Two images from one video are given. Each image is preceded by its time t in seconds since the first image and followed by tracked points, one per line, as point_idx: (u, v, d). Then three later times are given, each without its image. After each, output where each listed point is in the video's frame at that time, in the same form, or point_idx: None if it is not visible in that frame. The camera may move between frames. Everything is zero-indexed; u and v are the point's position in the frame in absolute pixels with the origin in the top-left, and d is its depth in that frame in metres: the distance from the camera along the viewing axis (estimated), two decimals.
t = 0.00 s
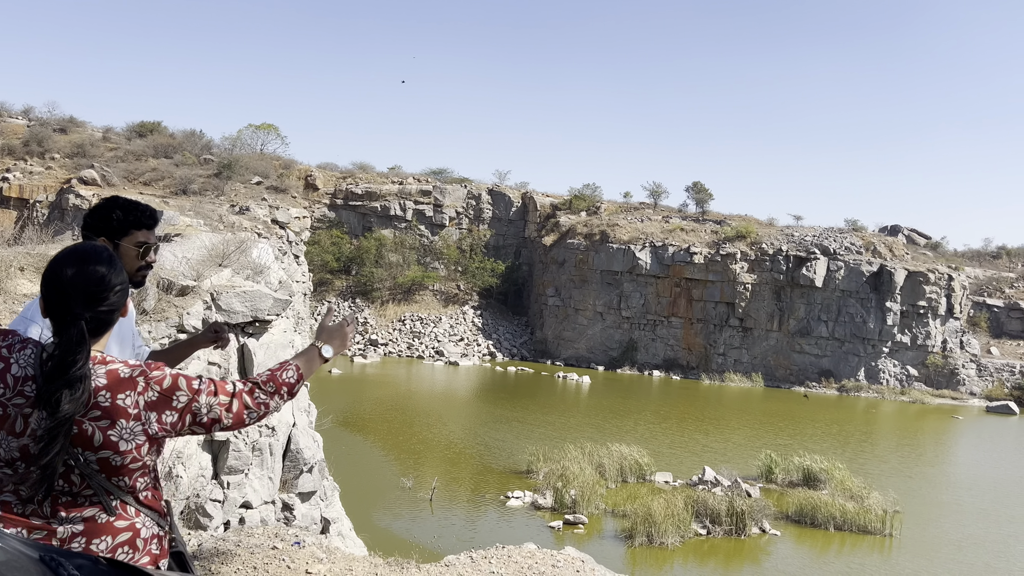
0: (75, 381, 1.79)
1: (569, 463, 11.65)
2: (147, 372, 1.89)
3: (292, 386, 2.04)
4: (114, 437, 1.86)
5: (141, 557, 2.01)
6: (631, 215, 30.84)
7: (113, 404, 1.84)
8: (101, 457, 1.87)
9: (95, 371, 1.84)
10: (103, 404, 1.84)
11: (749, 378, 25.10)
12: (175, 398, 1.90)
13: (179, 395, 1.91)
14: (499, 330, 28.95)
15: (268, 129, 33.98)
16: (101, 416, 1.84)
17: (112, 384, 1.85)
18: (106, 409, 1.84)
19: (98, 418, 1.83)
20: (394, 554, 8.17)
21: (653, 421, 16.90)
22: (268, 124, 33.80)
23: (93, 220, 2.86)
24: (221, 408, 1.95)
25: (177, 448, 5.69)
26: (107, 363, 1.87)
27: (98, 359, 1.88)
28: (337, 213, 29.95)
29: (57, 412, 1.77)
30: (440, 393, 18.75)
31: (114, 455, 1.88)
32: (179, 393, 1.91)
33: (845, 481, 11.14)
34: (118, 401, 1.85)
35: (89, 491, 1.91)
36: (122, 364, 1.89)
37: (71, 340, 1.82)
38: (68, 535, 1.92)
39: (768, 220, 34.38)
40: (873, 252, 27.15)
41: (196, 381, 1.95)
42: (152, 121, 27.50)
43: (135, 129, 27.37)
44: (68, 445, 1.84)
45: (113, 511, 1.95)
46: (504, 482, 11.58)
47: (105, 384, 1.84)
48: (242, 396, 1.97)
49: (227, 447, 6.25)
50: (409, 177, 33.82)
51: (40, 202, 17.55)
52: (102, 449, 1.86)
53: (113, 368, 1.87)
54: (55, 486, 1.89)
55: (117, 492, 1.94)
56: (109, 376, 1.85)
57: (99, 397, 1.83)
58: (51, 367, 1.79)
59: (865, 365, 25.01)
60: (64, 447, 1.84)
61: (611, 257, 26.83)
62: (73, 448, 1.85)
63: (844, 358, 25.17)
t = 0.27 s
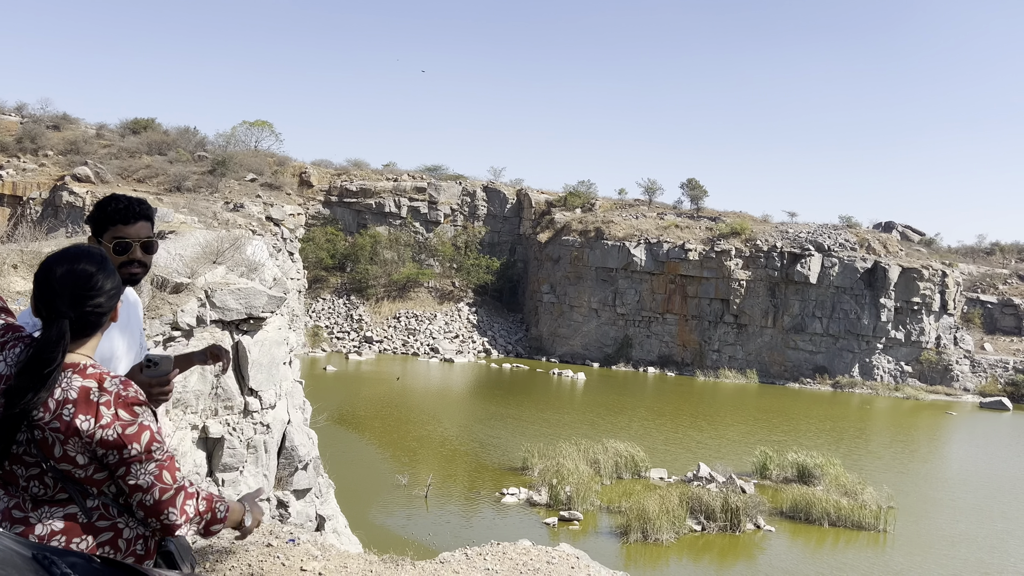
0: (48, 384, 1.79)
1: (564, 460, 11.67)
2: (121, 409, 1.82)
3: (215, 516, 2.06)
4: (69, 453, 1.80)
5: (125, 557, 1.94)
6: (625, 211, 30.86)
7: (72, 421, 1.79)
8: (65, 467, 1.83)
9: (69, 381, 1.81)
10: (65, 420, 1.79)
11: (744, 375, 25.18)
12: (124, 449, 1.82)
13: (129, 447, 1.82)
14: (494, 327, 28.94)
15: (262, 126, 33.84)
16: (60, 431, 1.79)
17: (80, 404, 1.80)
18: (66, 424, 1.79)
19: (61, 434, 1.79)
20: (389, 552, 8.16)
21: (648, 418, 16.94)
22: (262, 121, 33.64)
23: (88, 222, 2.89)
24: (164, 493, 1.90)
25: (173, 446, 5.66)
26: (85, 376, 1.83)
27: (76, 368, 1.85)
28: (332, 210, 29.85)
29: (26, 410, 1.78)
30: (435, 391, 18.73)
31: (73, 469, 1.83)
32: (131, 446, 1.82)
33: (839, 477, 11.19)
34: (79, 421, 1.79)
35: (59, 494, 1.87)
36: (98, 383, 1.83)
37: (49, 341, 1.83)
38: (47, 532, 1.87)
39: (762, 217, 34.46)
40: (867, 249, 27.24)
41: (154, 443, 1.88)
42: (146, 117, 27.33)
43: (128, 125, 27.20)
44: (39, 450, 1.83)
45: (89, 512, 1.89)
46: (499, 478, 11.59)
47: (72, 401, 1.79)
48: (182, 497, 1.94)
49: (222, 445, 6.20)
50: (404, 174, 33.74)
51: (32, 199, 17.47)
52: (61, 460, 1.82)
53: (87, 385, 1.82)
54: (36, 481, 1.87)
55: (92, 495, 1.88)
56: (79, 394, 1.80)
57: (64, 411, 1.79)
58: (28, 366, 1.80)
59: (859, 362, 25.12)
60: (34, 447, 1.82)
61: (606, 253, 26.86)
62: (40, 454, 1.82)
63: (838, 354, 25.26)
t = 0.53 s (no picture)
0: (72, 374, 1.80)
1: (572, 458, 11.67)
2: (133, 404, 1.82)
3: (187, 547, 1.95)
4: (88, 451, 1.82)
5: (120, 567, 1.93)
6: (632, 209, 30.79)
7: (92, 416, 1.81)
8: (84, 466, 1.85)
9: (93, 377, 1.83)
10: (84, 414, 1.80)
11: (751, 372, 25.11)
12: (117, 445, 1.81)
13: (122, 445, 1.81)
14: (502, 324, 28.97)
15: (269, 125, 33.98)
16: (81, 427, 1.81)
17: (99, 397, 1.82)
18: (88, 420, 1.80)
19: (79, 427, 1.80)
20: (397, 549, 8.20)
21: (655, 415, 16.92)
22: (269, 120, 33.80)
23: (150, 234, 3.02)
24: (140, 506, 1.85)
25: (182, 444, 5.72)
26: (105, 372, 1.85)
27: (98, 364, 1.87)
28: (339, 209, 29.97)
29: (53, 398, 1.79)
30: (442, 388, 18.77)
31: (90, 468, 1.84)
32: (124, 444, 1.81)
33: (847, 473, 11.15)
34: (97, 416, 1.81)
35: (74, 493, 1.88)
36: (117, 377, 1.85)
37: (72, 332, 1.85)
38: (54, 531, 1.89)
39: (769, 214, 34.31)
40: (875, 245, 27.07)
41: (146, 450, 1.84)
42: (153, 117, 27.48)
43: (136, 125, 27.35)
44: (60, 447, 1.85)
45: (96, 517, 1.90)
46: (507, 476, 11.62)
47: (93, 396, 1.81)
48: (155, 516, 1.88)
49: (231, 443, 6.23)
50: (411, 172, 33.77)
51: (41, 199, 17.67)
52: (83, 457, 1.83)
53: (106, 379, 1.84)
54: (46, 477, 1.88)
55: (98, 500, 1.88)
56: (100, 388, 1.82)
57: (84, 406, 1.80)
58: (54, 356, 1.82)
59: (867, 359, 25.00)
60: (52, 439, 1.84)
61: (613, 251, 26.82)
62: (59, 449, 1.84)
63: (846, 351, 25.15)
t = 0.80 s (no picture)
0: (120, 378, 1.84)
1: (595, 458, 11.65)
2: (181, 399, 1.94)
3: (213, 543, 2.05)
4: (141, 446, 1.90)
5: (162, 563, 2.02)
6: (654, 208, 30.62)
7: (144, 411, 1.90)
8: (133, 463, 1.92)
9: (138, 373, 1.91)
10: (136, 410, 1.89)
11: (775, 372, 24.83)
12: (170, 441, 1.92)
13: (174, 441, 1.93)
14: (523, 325, 28.99)
15: (291, 128, 34.45)
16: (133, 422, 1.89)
17: (148, 392, 1.91)
18: (140, 415, 1.89)
19: (131, 425, 1.88)
20: (422, 549, 8.27)
21: (678, 416, 16.80)
22: (292, 123, 34.27)
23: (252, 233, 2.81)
24: (181, 502, 1.98)
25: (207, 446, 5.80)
26: (150, 368, 1.93)
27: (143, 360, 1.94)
28: (361, 211, 30.27)
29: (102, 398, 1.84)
30: (464, 389, 18.84)
31: (140, 464, 1.92)
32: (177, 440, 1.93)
33: (874, 474, 10.99)
34: (149, 410, 1.90)
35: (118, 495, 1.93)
36: (162, 372, 1.94)
37: (115, 336, 1.88)
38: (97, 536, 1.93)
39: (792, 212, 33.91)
40: (900, 243, 26.60)
41: (195, 444, 1.97)
42: (178, 122, 27.99)
43: (161, 130, 27.88)
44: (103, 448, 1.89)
45: (141, 515, 1.98)
46: (530, 477, 11.65)
47: (143, 392, 1.90)
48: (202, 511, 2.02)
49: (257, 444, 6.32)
50: (432, 174, 33.95)
51: (70, 204, 18.18)
52: (134, 454, 1.91)
53: (153, 375, 1.92)
54: (87, 488, 1.90)
55: (145, 498, 1.96)
56: (149, 384, 1.91)
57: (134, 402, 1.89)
58: (99, 361, 1.86)
59: (893, 358, 24.58)
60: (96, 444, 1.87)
61: (634, 250, 26.69)
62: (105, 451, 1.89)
63: (872, 350, 24.77)
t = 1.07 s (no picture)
0: (162, 382, 1.95)
1: (636, 462, 11.57)
2: (234, 400, 2.03)
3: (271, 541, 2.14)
4: (197, 446, 2.01)
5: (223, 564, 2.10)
6: (692, 209, 30.29)
7: (199, 412, 2.00)
8: (190, 464, 2.02)
9: (187, 376, 2.01)
10: (192, 411, 1.99)
11: (819, 374, 24.29)
12: (227, 441, 2.02)
13: (232, 442, 2.03)
14: (561, 328, 28.95)
15: (330, 137, 35.19)
16: (189, 423, 1.99)
17: (201, 393, 2.01)
18: (195, 416, 2.00)
19: (187, 425, 1.99)
20: (464, 553, 8.36)
21: (718, 419, 16.56)
22: (331, 132, 35.01)
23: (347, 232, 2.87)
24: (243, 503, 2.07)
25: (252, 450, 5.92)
26: (201, 370, 2.04)
27: (192, 364, 2.05)
28: (399, 217, 30.73)
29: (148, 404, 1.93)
30: (503, 394, 18.92)
31: (198, 463, 2.02)
32: (235, 440, 2.03)
33: (922, 478, 10.68)
34: (204, 411, 2.00)
35: (176, 496, 2.03)
36: (213, 374, 2.04)
37: (157, 340, 2.00)
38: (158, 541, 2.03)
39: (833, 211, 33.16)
40: (946, 241, 25.79)
41: (252, 442, 2.07)
42: (220, 132, 28.80)
43: (205, 140, 28.75)
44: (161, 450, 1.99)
45: (200, 517, 2.07)
46: (570, 481, 11.64)
47: (197, 393, 2.00)
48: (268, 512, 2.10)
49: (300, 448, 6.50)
50: (468, 179, 34.21)
51: (117, 213, 18.96)
52: (189, 455, 2.01)
53: (204, 377, 2.03)
54: (144, 489, 2.00)
55: (204, 499, 2.06)
56: (201, 385, 2.01)
57: (189, 403, 1.99)
58: (142, 366, 1.97)
59: (941, 359, 23.83)
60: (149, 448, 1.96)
61: (673, 252, 26.41)
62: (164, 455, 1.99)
63: (918, 351, 24.06)
